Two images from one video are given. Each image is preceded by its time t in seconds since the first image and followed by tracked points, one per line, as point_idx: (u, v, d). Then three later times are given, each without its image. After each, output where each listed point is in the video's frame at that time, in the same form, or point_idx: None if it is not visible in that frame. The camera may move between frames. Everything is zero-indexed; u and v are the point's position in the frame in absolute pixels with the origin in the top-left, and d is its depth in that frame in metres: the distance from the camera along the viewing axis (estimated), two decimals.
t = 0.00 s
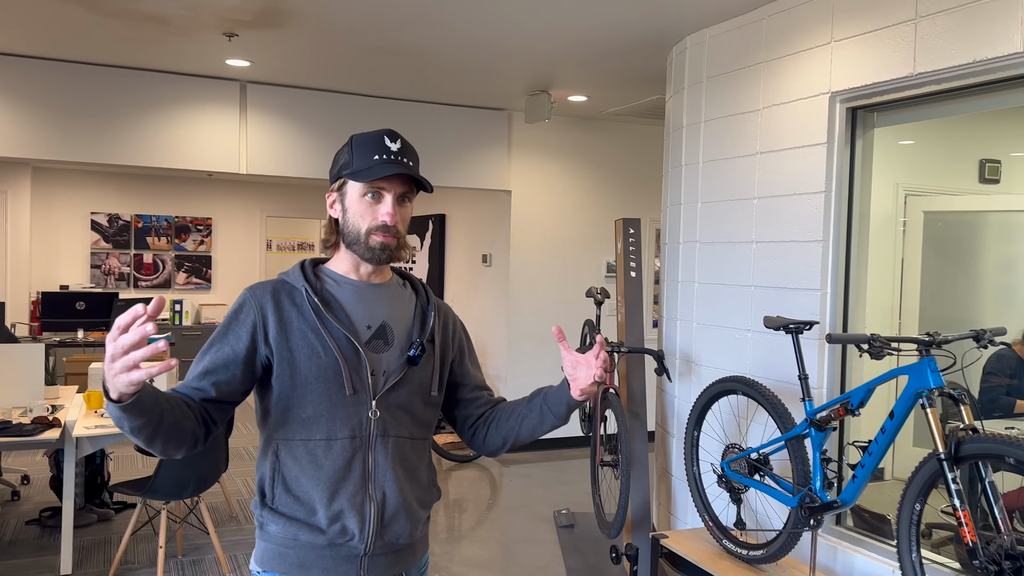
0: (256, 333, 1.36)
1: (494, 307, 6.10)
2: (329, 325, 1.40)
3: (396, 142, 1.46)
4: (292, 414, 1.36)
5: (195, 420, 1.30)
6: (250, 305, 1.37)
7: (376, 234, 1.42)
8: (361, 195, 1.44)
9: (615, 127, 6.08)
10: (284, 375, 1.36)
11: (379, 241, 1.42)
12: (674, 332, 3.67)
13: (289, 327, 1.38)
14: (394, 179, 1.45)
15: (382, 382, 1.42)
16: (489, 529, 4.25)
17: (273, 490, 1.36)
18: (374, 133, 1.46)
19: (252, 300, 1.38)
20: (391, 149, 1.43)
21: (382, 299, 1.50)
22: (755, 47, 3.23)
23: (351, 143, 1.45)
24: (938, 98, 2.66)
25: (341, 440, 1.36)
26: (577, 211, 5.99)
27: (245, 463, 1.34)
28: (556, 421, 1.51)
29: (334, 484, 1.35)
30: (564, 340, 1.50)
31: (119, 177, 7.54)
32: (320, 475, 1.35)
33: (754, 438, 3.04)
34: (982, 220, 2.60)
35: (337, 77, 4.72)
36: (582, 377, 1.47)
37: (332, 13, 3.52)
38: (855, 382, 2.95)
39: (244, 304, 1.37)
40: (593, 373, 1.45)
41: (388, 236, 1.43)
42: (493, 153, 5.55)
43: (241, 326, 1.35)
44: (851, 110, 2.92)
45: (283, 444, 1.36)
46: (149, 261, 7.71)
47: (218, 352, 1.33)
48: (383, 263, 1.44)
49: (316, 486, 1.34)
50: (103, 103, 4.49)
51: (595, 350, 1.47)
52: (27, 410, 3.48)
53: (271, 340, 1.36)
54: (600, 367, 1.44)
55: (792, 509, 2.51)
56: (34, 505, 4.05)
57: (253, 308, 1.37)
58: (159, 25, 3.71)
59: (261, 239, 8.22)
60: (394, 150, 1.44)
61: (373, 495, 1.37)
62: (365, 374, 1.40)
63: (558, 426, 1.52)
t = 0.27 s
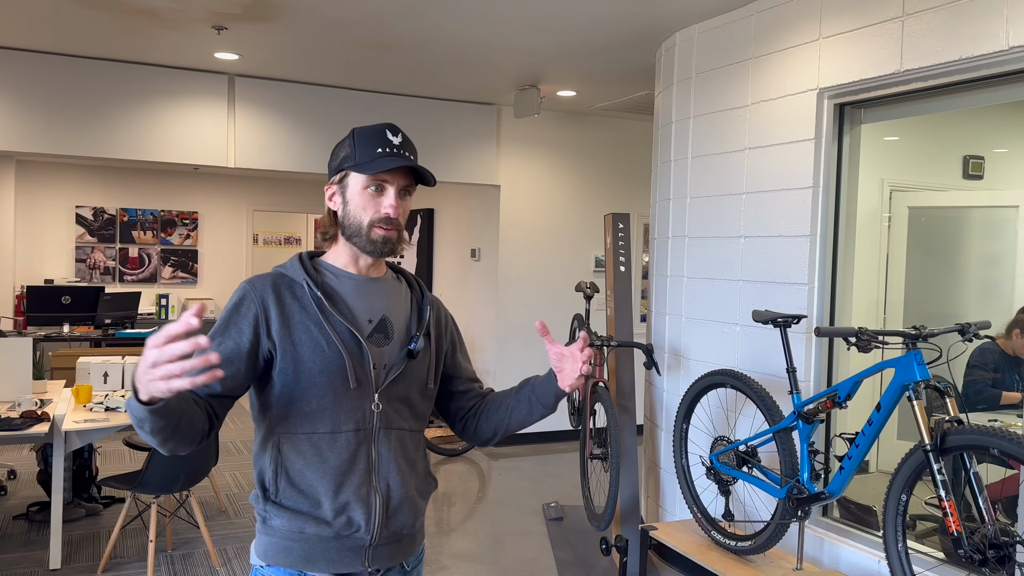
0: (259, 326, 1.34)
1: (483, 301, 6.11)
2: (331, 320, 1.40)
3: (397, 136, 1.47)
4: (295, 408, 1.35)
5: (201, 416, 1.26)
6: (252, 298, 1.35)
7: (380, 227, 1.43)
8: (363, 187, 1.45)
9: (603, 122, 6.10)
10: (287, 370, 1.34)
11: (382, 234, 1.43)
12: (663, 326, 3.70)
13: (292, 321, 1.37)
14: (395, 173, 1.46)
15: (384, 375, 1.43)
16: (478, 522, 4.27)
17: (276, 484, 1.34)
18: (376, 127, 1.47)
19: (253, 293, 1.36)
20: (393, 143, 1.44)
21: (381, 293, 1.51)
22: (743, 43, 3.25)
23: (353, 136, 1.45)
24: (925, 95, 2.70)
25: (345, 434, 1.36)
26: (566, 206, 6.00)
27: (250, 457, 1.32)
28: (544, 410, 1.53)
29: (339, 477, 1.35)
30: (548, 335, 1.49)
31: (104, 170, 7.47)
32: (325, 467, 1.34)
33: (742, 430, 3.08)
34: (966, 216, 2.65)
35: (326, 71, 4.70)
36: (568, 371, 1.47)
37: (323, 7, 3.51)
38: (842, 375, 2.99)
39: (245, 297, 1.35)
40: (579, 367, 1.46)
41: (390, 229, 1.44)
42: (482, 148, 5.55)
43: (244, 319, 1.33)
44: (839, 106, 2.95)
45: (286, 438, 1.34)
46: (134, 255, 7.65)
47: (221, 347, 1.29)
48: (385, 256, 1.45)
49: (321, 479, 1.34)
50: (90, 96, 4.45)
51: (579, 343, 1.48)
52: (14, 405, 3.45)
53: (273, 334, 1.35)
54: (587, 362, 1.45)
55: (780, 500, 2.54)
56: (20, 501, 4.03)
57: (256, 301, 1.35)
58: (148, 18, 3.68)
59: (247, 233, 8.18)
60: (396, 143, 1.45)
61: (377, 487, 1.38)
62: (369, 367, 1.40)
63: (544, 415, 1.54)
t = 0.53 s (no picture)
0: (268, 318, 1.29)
1: (471, 296, 6.11)
2: (337, 314, 1.38)
3: (397, 132, 1.47)
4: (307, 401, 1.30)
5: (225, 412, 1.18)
6: (258, 289, 1.30)
7: (379, 220, 1.42)
8: (362, 180, 1.43)
9: (592, 117, 6.11)
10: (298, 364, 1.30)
11: (382, 227, 1.43)
12: (652, 321, 3.72)
13: (299, 316, 1.34)
14: (395, 167, 1.46)
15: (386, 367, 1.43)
16: (468, 516, 4.29)
17: (286, 480, 1.28)
18: (375, 121, 1.46)
19: (259, 284, 1.31)
20: (394, 138, 1.45)
21: (376, 287, 1.51)
22: (733, 39, 3.27)
23: (353, 129, 1.44)
24: (912, 92, 2.73)
25: (357, 425, 1.33)
26: (554, 201, 6.01)
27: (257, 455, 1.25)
28: (516, 386, 1.57)
29: (351, 469, 1.32)
30: (510, 324, 1.52)
31: (88, 163, 7.40)
32: (337, 459, 1.31)
33: (730, 423, 3.11)
34: (950, 213, 2.67)
35: (315, 65, 4.68)
36: (537, 352, 1.53)
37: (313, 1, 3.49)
38: (829, 368, 3.03)
39: (251, 288, 1.29)
40: (548, 346, 1.52)
41: (389, 222, 1.45)
42: (471, 142, 5.55)
43: (255, 311, 1.28)
44: (827, 102, 2.98)
45: (296, 431, 1.28)
46: (119, 249, 7.59)
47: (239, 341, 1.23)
48: (382, 249, 1.45)
49: (334, 471, 1.30)
50: (75, 89, 4.41)
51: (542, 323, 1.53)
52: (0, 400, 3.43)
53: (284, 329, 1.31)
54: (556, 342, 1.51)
55: (768, 492, 2.58)
56: (6, 496, 4.00)
57: (264, 292, 1.31)
58: (135, 11, 3.65)
59: (234, 227, 8.13)
60: (396, 138, 1.45)
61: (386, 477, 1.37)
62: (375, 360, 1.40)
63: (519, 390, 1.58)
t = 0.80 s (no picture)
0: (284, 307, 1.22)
1: (462, 291, 6.10)
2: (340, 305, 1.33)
3: (379, 123, 1.44)
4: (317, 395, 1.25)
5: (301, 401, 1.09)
6: (267, 279, 1.21)
7: (365, 212, 1.40)
8: (346, 173, 1.40)
9: (582, 112, 6.11)
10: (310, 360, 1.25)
11: (367, 220, 1.41)
12: (643, 315, 3.73)
13: (305, 309, 1.28)
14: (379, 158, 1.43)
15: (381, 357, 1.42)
16: (459, 510, 4.29)
17: (290, 472, 1.24)
18: (355, 112, 1.44)
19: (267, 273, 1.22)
20: (377, 129, 1.42)
21: (358, 280, 1.49)
22: (723, 34, 3.27)
23: (335, 120, 1.41)
24: (902, 86, 2.75)
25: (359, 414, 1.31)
26: (545, 196, 6.01)
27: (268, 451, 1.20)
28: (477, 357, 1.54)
29: (355, 458, 1.29)
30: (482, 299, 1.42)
31: (76, 157, 7.33)
32: (342, 451, 1.28)
33: (721, 416, 3.12)
34: (939, 207, 2.68)
35: (305, 58, 4.65)
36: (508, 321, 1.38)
37: None
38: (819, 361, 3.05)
39: (261, 278, 1.21)
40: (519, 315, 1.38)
41: (375, 214, 1.42)
42: (462, 137, 5.53)
43: (272, 301, 1.19)
44: (817, 96, 3.00)
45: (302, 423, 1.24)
46: (107, 244, 7.53)
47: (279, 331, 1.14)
48: (369, 241, 1.43)
49: (339, 461, 1.27)
50: (62, 83, 4.38)
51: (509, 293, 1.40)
52: None
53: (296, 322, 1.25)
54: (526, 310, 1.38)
55: (758, 485, 2.59)
56: None
57: (273, 282, 1.23)
58: (123, 3, 3.61)
59: (223, 222, 8.08)
60: (379, 129, 1.43)
61: (385, 466, 1.36)
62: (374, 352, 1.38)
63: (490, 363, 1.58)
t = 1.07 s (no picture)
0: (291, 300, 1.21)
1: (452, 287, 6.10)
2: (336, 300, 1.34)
3: (363, 116, 1.43)
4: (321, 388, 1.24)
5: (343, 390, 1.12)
6: (272, 273, 1.20)
7: (353, 210, 1.40)
8: (332, 170, 1.39)
9: (572, 108, 6.11)
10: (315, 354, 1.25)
11: (356, 217, 1.41)
12: (633, 310, 3.74)
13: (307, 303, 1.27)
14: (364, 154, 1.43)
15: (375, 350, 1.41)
16: (449, 506, 4.29)
17: (291, 468, 1.22)
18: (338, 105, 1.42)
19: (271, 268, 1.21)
20: (361, 124, 1.41)
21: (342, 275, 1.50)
22: (713, 30, 3.28)
23: (318, 116, 1.39)
24: (890, 83, 2.77)
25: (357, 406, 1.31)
26: (535, 192, 6.01)
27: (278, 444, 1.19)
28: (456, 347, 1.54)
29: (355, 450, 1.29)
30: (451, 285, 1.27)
31: (62, 152, 7.27)
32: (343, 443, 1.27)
33: (710, 411, 3.14)
34: (926, 204, 2.70)
35: (295, 53, 4.63)
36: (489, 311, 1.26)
37: None
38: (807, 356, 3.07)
39: (268, 272, 1.19)
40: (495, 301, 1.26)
41: (363, 211, 1.42)
42: (452, 133, 5.52)
43: (283, 294, 1.19)
44: (806, 93, 3.01)
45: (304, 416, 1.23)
46: (94, 240, 7.47)
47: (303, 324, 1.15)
48: (358, 238, 1.43)
49: (340, 454, 1.26)
50: (49, 76, 4.34)
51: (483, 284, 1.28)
52: None
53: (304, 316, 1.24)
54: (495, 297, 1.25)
55: (747, 478, 2.61)
56: None
57: (279, 276, 1.22)
58: None
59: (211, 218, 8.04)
60: (363, 124, 1.42)
61: (382, 457, 1.36)
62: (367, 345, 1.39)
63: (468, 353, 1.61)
